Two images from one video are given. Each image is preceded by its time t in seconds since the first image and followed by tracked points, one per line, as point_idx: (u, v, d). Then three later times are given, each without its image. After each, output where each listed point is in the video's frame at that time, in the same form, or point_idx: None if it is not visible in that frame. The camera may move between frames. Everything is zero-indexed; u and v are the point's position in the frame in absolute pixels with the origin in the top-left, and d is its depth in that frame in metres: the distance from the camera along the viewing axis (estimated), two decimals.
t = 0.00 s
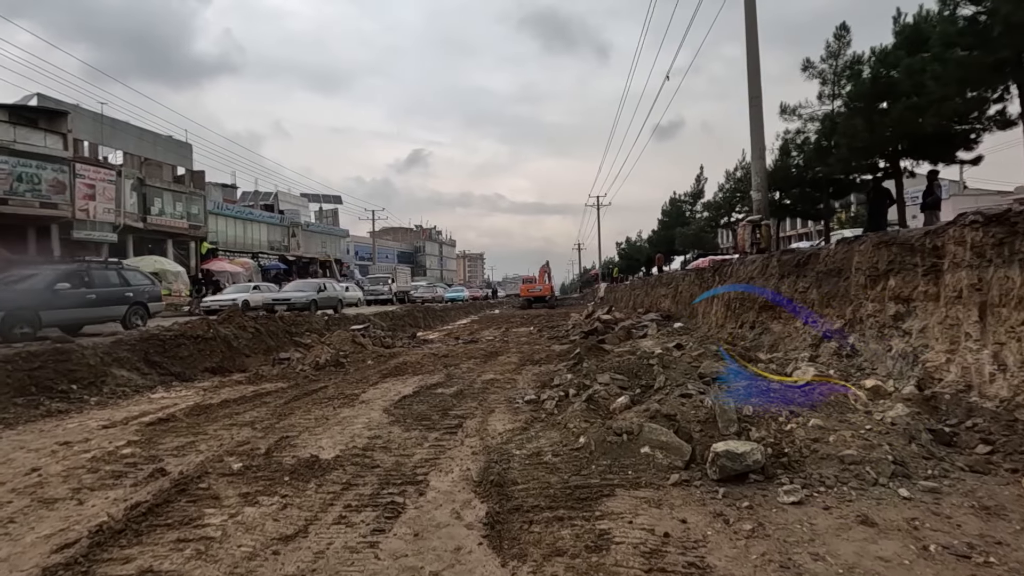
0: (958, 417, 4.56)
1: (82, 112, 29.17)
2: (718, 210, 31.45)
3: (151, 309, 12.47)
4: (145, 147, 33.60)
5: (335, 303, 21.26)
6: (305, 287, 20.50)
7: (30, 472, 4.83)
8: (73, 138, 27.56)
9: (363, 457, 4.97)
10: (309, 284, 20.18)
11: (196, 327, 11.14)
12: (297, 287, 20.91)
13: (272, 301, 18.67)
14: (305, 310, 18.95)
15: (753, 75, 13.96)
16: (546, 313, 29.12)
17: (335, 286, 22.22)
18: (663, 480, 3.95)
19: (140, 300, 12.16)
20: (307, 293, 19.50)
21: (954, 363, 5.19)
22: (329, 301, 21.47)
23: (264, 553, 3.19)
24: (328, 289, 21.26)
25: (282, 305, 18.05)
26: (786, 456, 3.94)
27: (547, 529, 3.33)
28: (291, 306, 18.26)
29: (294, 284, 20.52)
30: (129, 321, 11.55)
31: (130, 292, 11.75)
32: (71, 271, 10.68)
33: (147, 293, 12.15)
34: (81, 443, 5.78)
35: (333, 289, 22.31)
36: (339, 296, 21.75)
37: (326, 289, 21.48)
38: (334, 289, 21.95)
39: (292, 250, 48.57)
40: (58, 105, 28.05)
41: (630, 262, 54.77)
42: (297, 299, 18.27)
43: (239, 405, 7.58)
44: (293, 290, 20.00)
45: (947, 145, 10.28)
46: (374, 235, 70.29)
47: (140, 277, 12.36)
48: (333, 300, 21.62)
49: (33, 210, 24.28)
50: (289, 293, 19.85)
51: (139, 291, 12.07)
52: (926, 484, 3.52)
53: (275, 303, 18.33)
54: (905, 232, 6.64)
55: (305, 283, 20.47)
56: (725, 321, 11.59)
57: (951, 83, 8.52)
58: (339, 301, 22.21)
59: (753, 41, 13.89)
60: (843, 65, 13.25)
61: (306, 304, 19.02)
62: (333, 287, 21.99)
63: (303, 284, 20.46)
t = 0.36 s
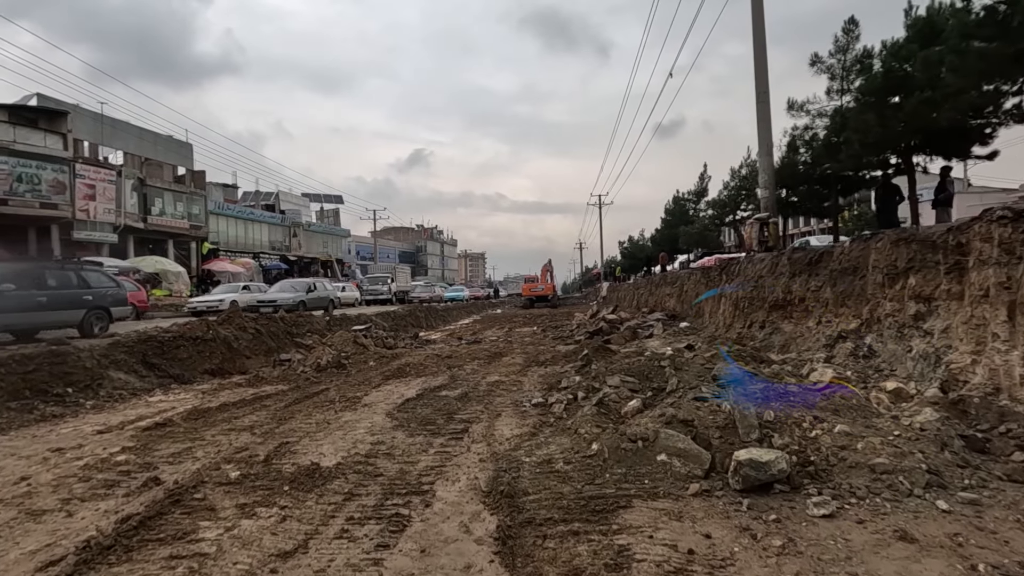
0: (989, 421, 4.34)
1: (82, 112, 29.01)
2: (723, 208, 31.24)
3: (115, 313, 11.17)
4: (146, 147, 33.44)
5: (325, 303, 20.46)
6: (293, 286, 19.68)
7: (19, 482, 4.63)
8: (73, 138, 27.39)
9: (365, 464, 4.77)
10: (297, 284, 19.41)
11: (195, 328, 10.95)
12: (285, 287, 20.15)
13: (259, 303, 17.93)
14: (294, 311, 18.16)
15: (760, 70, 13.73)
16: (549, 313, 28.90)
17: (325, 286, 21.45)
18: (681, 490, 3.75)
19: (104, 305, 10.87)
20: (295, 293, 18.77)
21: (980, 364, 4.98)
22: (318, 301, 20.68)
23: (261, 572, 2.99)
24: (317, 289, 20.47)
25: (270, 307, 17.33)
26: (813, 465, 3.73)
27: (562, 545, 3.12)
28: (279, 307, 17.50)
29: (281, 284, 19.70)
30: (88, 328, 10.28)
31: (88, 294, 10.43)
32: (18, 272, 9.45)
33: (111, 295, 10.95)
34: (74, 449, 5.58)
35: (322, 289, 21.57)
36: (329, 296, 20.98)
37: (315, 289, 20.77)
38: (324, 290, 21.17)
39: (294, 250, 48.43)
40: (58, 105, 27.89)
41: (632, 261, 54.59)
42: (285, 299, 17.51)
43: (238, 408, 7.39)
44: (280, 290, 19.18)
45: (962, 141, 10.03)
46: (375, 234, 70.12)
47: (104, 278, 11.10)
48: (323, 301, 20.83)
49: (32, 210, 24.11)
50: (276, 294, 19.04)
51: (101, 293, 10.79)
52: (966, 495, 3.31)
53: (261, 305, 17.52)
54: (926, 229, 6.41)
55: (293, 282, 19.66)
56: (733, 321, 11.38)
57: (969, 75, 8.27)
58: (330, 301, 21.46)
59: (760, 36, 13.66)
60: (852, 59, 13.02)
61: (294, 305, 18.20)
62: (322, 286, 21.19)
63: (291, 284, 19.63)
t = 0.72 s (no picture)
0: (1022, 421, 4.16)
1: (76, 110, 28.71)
2: (725, 206, 31.10)
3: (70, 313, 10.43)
4: (142, 146, 33.14)
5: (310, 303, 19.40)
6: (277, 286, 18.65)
7: (6, 488, 4.41)
8: (68, 137, 27.09)
9: (369, 469, 4.57)
10: (281, 282, 18.43)
11: (192, 328, 10.74)
12: (268, 286, 19.21)
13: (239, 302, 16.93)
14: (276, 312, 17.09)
15: (764, 65, 13.56)
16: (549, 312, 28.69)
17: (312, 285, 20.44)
18: (705, 495, 3.56)
19: (58, 304, 10.10)
20: (278, 292, 17.80)
21: (1006, 362, 4.81)
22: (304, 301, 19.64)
23: None
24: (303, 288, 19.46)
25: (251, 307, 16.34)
26: (843, 468, 3.55)
27: (584, 557, 2.92)
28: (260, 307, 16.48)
29: (264, 283, 18.68)
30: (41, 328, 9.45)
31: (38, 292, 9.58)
32: None
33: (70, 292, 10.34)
34: (66, 453, 5.37)
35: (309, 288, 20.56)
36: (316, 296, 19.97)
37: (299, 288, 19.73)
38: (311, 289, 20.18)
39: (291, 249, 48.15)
40: (52, 103, 27.58)
41: (632, 259, 54.48)
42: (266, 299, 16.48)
43: (236, 410, 7.18)
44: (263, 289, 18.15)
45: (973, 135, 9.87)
46: (373, 234, 69.85)
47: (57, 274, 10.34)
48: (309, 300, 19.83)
49: (27, 210, 23.81)
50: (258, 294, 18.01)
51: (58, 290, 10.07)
52: (1009, 500, 3.13)
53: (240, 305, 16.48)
54: (945, 223, 6.23)
55: (277, 281, 18.64)
56: (740, 320, 11.20)
57: (982, 67, 8.10)
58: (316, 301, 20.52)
59: (764, 31, 13.49)
60: (858, 54, 12.86)
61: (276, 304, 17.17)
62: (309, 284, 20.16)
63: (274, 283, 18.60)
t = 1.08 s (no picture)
0: None
1: (70, 110, 28.37)
2: (726, 206, 31.01)
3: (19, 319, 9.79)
4: (136, 146, 32.80)
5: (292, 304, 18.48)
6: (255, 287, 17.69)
7: None
8: (61, 137, 26.75)
9: (381, 479, 4.37)
10: (260, 284, 17.51)
11: (190, 330, 10.50)
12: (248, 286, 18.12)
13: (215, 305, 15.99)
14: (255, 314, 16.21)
15: (769, 63, 13.41)
16: (548, 313, 28.51)
17: (294, 286, 19.50)
18: (741, 508, 3.37)
19: (8, 308, 9.45)
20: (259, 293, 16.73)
21: None
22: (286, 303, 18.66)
23: None
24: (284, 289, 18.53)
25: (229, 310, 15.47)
26: (885, 478, 3.37)
27: None
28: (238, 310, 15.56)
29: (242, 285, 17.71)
30: None
31: None
32: None
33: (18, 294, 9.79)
34: (60, 463, 5.14)
35: (292, 290, 19.66)
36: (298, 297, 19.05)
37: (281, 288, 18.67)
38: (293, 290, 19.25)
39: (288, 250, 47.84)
40: (45, 103, 27.23)
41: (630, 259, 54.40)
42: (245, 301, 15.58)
43: (237, 416, 6.96)
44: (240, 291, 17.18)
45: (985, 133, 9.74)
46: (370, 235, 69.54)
47: None
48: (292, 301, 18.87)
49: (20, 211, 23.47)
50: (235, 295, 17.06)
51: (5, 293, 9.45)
52: None
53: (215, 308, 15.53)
54: (968, 221, 6.07)
55: (256, 282, 17.70)
56: (748, 321, 11.03)
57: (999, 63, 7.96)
58: (302, 303, 19.53)
59: (769, 28, 13.34)
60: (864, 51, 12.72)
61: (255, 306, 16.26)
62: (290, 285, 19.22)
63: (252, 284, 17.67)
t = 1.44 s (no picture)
0: None
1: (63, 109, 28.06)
2: (727, 204, 30.85)
3: None
4: (131, 146, 32.51)
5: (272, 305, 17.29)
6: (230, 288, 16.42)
7: None
8: (54, 136, 26.45)
9: (384, 487, 4.17)
10: (236, 283, 16.26)
11: (185, 332, 10.27)
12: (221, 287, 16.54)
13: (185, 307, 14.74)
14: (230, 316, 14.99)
15: (773, 60, 13.27)
16: (548, 313, 28.29)
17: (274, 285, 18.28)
18: (768, 519, 3.19)
19: None
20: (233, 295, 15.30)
21: None
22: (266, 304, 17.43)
23: None
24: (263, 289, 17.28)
25: (205, 312, 14.36)
26: (919, 486, 3.19)
27: None
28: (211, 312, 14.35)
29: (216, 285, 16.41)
30: None
31: None
32: None
33: None
34: (49, 471, 4.93)
35: (273, 289, 18.41)
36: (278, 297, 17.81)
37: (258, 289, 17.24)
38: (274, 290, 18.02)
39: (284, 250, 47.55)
40: (38, 101, 26.91)
41: (629, 259, 54.30)
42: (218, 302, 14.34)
43: (234, 420, 6.76)
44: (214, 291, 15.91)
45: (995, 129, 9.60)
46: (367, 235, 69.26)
47: None
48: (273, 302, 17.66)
49: (13, 211, 23.17)
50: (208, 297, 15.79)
51: None
52: None
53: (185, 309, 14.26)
54: (987, 217, 5.91)
55: (231, 282, 16.45)
56: (753, 321, 10.87)
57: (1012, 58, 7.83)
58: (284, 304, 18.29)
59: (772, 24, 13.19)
60: (869, 47, 12.59)
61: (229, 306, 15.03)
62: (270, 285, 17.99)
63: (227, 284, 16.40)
